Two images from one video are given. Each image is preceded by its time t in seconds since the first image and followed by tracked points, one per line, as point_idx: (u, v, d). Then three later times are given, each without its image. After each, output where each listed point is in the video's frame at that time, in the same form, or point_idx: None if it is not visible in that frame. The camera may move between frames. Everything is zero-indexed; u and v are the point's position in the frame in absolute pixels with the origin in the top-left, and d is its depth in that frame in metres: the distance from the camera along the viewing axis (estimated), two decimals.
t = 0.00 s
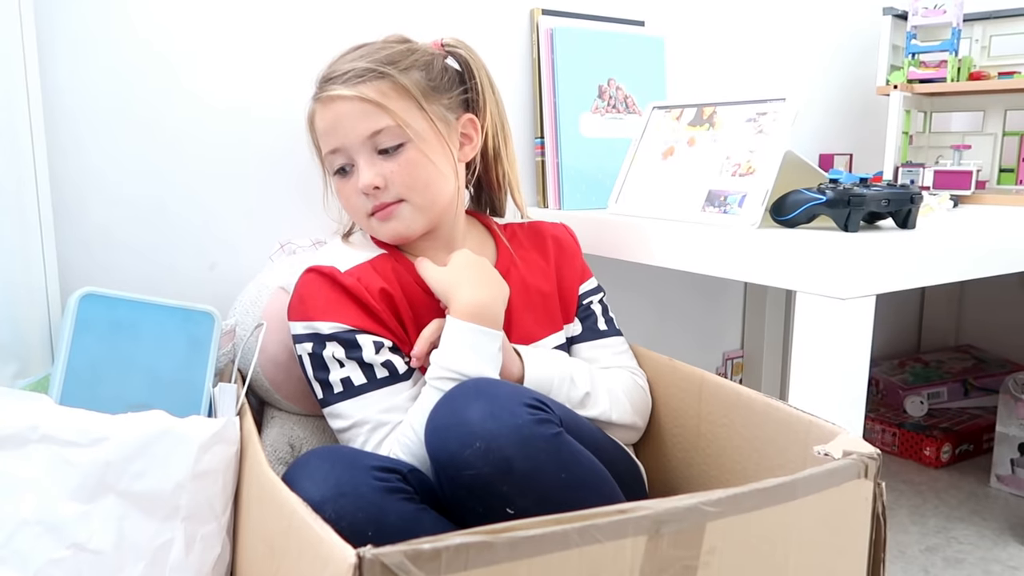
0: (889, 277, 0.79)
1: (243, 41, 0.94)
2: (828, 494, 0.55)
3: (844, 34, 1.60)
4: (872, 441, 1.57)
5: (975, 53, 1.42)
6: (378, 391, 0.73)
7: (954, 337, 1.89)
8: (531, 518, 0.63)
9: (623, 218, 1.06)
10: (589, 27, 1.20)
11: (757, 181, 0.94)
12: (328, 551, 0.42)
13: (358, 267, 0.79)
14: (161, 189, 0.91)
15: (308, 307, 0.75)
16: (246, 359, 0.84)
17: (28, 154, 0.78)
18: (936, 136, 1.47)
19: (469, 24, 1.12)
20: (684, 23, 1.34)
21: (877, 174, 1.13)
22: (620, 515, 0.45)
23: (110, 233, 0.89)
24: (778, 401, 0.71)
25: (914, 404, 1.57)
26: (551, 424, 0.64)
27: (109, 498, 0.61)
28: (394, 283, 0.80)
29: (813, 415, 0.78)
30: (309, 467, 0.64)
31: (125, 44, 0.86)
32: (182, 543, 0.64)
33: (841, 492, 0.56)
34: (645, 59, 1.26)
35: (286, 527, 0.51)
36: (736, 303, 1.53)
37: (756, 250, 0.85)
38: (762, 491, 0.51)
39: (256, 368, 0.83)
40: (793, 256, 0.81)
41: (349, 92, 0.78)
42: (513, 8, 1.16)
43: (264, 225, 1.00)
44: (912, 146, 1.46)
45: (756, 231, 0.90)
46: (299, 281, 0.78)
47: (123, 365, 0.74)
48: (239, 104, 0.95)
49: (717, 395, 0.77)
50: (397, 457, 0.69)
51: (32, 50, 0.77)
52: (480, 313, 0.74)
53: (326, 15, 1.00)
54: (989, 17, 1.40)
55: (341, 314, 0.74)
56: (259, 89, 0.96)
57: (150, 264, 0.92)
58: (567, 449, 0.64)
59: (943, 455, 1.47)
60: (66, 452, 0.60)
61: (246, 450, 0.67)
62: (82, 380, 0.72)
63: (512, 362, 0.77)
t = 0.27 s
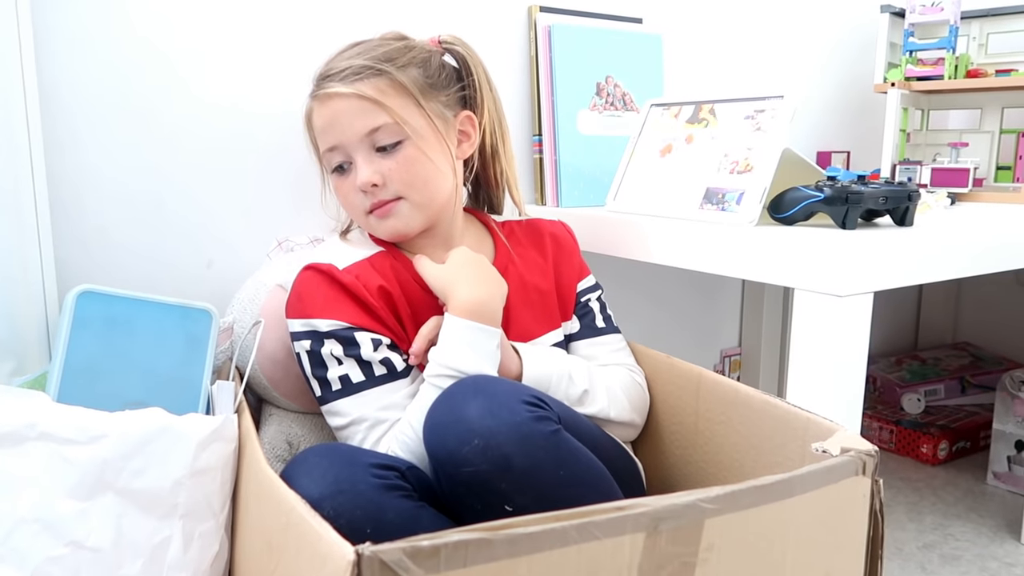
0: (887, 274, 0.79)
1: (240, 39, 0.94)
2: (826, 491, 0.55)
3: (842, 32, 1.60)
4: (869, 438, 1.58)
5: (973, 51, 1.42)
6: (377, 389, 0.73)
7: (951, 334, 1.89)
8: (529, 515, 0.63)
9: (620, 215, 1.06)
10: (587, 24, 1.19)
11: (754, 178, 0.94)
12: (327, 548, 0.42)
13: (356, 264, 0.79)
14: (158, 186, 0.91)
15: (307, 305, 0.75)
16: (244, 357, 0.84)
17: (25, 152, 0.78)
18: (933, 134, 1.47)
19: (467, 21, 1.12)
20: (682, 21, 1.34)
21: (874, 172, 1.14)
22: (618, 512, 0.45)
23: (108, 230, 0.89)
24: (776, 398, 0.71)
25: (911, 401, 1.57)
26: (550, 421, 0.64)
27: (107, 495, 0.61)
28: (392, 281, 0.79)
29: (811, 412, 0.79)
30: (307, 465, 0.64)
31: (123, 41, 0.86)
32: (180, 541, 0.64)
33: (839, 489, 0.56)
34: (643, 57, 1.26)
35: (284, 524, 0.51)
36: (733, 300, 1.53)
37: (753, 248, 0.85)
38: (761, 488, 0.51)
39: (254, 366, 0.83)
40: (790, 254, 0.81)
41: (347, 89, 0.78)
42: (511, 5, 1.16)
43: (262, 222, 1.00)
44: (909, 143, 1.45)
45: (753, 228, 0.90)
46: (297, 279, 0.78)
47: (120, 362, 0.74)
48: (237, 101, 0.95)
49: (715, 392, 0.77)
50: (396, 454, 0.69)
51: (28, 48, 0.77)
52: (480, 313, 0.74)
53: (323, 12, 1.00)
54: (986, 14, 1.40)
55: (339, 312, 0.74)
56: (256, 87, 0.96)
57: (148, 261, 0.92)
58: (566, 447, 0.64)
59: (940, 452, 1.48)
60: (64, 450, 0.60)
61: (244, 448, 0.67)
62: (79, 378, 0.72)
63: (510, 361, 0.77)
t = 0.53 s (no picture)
0: (885, 272, 0.79)
1: (239, 36, 0.94)
2: (825, 488, 0.55)
3: (840, 29, 1.60)
4: (868, 435, 1.58)
5: (971, 48, 1.42)
6: (376, 387, 0.73)
7: (949, 331, 1.90)
8: (527, 513, 0.63)
9: (619, 212, 1.06)
10: (586, 22, 1.19)
11: (753, 175, 0.94)
12: (326, 546, 0.42)
13: (355, 262, 0.79)
14: (157, 184, 0.91)
15: (307, 302, 0.75)
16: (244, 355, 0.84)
17: (24, 150, 0.78)
18: (932, 131, 1.47)
19: (465, 19, 1.12)
20: (681, 18, 1.34)
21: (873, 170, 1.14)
22: (617, 510, 0.45)
23: (108, 228, 0.89)
24: (774, 396, 0.71)
25: (909, 398, 1.57)
26: (548, 419, 0.64)
27: (107, 493, 0.61)
28: (391, 278, 0.80)
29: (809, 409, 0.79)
30: (306, 463, 0.64)
31: (121, 39, 0.86)
32: (180, 538, 0.64)
33: (838, 486, 0.56)
34: (641, 54, 1.25)
35: (283, 521, 0.51)
36: (732, 298, 1.53)
37: (752, 245, 0.85)
38: (759, 485, 0.51)
39: (253, 364, 0.83)
40: (789, 251, 0.81)
41: (346, 87, 0.78)
42: (509, 3, 1.15)
43: (261, 220, 1.00)
44: (907, 141, 1.46)
45: (752, 226, 0.90)
46: (296, 277, 0.78)
47: (118, 360, 0.74)
48: (235, 99, 0.95)
49: (714, 389, 0.77)
50: (395, 452, 0.69)
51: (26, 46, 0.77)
52: (479, 311, 0.74)
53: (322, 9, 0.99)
54: (985, 11, 1.40)
55: (338, 310, 0.74)
56: (255, 84, 0.96)
57: (147, 259, 0.92)
58: (565, 445, 0.64)
59: (939, 449, 1.48)
60: (63, 448, 0.60)
61: (242, 446, 0.67)
62: (78, 376, 0.72)
63: (509, 359, 0.77)
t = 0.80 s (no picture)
0: (884, 270, 0.79)
1: (238, 34, 0.94)
2: (824, 486, 0.55)
3: (840, 28, 1.60)
4: (867, 434, 1.58)
5: (970, 46, 1.42)
6: (376, 385, 0.73)
7: (948, 330, 1.90)
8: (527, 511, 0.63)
9: (619, 211, 1.06)
10: (586, 20, 1.19)
11: (753, 174, 0.94)
12: (326, 543, 0.42)
13: (355, 261, 0.79)
14: (157, 182, 0.91)
15: (307, 300, 0.75)
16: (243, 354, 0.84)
17: (23, 148, 0.78)
18: (931, 130, 1.48)
19: (465, 17, 1.12)
20: (680, 16, 1.34)
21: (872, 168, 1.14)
22: (617, 507, 0.45)
23: (108, 225, 0.89)
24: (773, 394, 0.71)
25: (908, 397, 1.57)
26: (548, 417, 0.64)
27: (107, 491, 0.61)
28: (391, 277, 0.80)
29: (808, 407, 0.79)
30: (307, 461, 0.64)
31: (121, 37, 0.86)
32: (180, 536, 0.64)
33: (837, 484, 0.56)
34: (641, 53, 1.25)
35: (284, 519, 0.51)
36: (731, 296, 1.53)
37: (752, 244, 0.85)
38: (758, 483, 0.51)
39: (253, 362, 0.83)
40: (789, 250, 0.81)
41: (345, 84, 0.78)
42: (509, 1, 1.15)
43: (260, 218, 1.00)
44: (907, 140, 1.46)
45: (751, 224, 0.90)
46: (296, 275, 0.78)
47: (118, 358, 0.74)
48: (235, 97, 0.95)
49: (714, 388, 0.77)
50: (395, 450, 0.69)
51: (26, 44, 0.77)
52: (477, 307, 0.74)
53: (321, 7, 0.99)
54: (984, 10, 1.40)
55: (338, 308, 0.74)
56: (254, 83, 0.96)
57: (146, 257, 0.92)
58: (565, 443, 0.64)
59: (938, 447, 1.48)
60: (63, 446, 0.60)
61: (242, 444, 0.67)
62: (79, 374, 0.72)
63: (509, 357, 0.77)
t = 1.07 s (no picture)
0: (883, 268, 0.79)
1: (235, 34, 0.94)
2: (821, 485, 0.55)
3: (838, 25, 1.60)
4: (866, 432, 1.58)
5: (969, 44, 1.42)
6: (374, 384, 0.73)
7: (948, 327, 1.90)
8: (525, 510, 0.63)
9: (617, 209, 1.06)
10: (583, 18, 1.19)
11: (750, 172, 0.94)
12: (322, 544, 0.42)
13: (352, 260, 0.79)
14: (155, 181, 0.91)
15: (304, 300, 0.75)
16: (241, 354, 0.84)
17: (20, 150, 0.78)
18: (930, 127, 1.47)
19: (462, 16, 1.11)
20: (678, 14, 1.34)
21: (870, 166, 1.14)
22: (614, 507, 0.45)
23: (105, 225, 0.89)
24: (771, 392, 0.71)
25: (908, 395, 1.56)
26: (546, 416, 0.64)
27: (103, 492, 0.61)
28: (389, 276, 0.79)
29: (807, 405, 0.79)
30: (304, 460, 0.64)
31: (119, 38, 0.86)
32: (176, 537, 0.64)
33: (835, 482, 0.56)
34: (639, 51, 1.25)
35: (280, 520, 0.51)
36: (731, 294, 1.53)
37: (750, 242, 0.85)
38: (755, 482, 0.51)
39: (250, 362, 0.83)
40: (787, 248, 0.81)
41: (347, 79, 0.78)
42: None
43: (258, 218, 1.00)
44: (905, 137, 1.46)
45: (749, 222, 0.90)
46: (293, 274, 0.78)
47: (115, 358, 0.74)
48: (232, 95, 0.95)
49: (712, 386, 0.77)
50: (394, 450, 0.69)
51: (21, 45, 0.77)
52: (475, 307, 0.74)
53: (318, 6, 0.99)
54: (983, 7, 1.40)
55: (336, 308, 0.74)
56: (251, 82, 0.96)
57: (143, 257, 0.92)
58: (562, 442, 0.64)
59: (937, 445, 1.48)
60: (60, 447, 0.60)
61: (240, 444, 0.67)
62: (76, 374, 0.71)
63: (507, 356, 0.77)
